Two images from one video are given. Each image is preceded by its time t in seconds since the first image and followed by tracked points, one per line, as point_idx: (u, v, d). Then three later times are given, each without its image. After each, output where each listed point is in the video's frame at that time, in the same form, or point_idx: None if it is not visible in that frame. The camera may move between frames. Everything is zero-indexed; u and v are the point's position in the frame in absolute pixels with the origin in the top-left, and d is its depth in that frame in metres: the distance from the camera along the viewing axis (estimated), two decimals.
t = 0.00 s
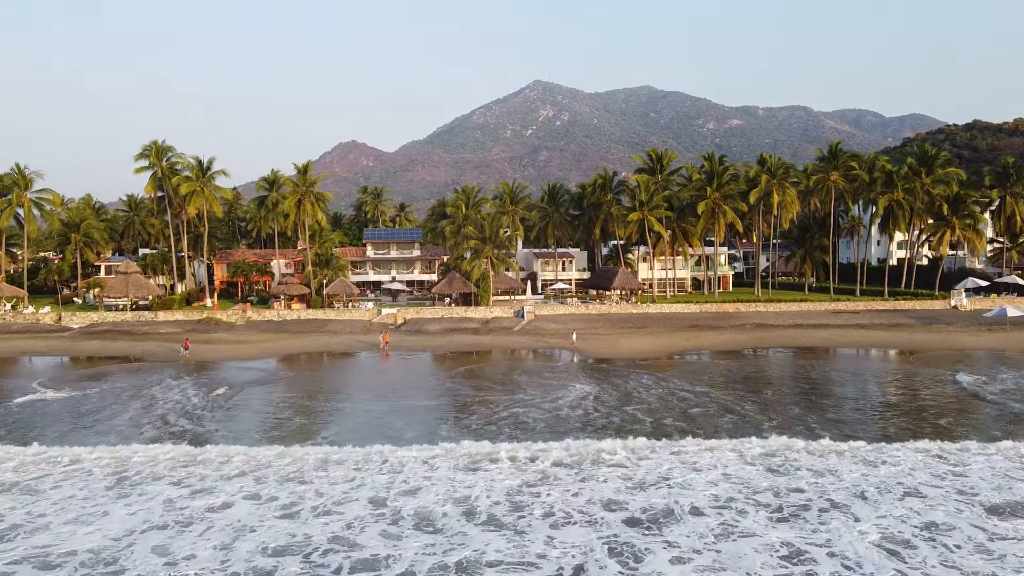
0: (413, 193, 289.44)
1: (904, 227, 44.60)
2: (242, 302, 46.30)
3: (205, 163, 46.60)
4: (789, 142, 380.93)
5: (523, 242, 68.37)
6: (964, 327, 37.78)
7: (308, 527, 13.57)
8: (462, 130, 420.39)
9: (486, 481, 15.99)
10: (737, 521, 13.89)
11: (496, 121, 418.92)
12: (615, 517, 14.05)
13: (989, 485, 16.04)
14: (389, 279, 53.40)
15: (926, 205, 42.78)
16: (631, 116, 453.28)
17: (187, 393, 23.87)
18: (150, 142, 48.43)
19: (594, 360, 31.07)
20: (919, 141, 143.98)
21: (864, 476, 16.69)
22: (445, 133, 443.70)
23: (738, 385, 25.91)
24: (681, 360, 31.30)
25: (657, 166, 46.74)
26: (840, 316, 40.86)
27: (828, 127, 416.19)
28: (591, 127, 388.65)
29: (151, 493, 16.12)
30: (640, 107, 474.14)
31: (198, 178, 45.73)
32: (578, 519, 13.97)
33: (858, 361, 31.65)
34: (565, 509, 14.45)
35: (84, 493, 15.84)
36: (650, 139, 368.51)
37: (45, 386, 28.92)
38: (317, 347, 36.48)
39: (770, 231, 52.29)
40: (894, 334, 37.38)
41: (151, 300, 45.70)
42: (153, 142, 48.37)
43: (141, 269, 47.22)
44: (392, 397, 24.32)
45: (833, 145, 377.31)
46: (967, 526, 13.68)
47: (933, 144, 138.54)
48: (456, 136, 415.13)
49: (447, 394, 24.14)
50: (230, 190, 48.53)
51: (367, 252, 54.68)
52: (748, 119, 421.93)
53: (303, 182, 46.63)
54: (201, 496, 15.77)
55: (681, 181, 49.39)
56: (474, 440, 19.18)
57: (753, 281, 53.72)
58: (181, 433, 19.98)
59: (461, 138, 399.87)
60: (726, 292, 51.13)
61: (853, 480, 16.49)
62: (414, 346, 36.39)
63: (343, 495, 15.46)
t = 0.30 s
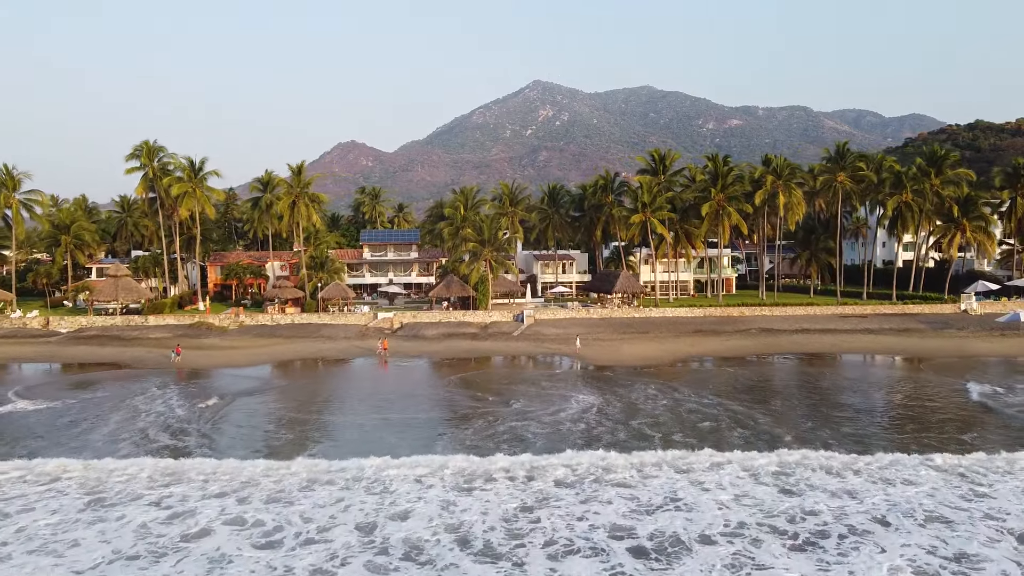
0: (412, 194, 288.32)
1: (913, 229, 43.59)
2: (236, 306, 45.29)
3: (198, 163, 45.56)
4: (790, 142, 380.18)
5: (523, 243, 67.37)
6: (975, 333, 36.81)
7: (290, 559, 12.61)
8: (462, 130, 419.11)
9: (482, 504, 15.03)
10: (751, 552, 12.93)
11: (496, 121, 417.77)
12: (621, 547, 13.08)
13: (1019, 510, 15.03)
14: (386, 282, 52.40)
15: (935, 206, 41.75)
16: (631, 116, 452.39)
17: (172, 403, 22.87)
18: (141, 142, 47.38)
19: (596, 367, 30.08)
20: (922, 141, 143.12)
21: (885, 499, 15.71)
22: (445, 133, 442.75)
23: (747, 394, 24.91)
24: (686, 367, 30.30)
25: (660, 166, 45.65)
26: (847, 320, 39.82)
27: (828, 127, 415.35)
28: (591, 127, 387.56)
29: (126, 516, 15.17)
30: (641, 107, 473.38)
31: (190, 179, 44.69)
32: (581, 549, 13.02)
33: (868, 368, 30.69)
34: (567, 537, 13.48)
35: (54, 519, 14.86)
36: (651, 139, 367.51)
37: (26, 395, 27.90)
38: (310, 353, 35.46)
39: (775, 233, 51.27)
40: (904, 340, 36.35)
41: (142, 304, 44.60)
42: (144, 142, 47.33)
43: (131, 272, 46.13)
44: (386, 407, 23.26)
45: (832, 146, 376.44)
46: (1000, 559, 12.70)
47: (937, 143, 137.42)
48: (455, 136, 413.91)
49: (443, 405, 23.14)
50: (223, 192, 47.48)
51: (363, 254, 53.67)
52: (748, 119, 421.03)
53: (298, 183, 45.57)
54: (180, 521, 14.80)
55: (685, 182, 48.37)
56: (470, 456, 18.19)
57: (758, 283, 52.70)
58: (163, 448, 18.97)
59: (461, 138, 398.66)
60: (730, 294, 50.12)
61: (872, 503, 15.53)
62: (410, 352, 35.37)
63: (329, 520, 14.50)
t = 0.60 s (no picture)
0: (411, 194, 287.24)
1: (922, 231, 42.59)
2: (229, 310, 44.28)
3: (190, 164, 44.56)
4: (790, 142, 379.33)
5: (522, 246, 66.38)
6: (987, 338, 35.81)
7: None
8: (461, 130, 417.83)
9: (478, 531, 14.06)
10: None
11: (495, 121, 416.66)
12: None
13: None
14: (383, 284, 51.44)
15: (945, 208, 40.80)
16: (631, 116, 451.40)
17: (155, 416, 21.84)
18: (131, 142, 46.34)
19: (598, 375, 29.07)
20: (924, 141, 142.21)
21: (907, 524, 14.74)
22: (445, 133, 441.89)
23: (755, 404, 23.92)
24: (691, 375, 29.28)
25: (663, 168, 44.55)
26: (855, 325, 38.82)
27: (828, 127, 414.45)
28: (590, 127, 386.47)
29: (99, 544, 14.18)
30: (640, 107, 472.50)
31: (182, 180, 43.71)
32: None
33: (879, 376, 29.70)
34: (570, 570, 12.51)
35: (20, 548, 13.87)
36: (650, 139, 366.44)
37: (7, 405, 26.87)
38: (303, 359, 34.47)
39: (780, 235, 50.26)
40: (914, 346, 35.35)
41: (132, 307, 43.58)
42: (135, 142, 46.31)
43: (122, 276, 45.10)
44: (379, 419, 22.25)
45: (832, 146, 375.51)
46: None
47: (939, 143, 136.38)
48: (455, 136, 412.70)
49: (439, 417, 22.10)
50: (216, 193, 46.41)
51: (360, 256, 52.69)
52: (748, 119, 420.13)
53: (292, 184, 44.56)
54: (154, 550, 13.81)
55: (688, 183, 47.38)
56: (466, 475, 17.18)
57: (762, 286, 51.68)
58: (142, 466, 17.96)
59: (461, 138, 397.50)
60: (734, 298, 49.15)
61: (894, 528, 14.56)
62: (406, 359, 34.36)
63: (314, 550, 13.53)
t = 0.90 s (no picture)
0: (411, 194, 286.30)
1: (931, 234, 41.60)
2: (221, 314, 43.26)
3: (181, 165, 43.57)
4: (790, 142, 378.43)
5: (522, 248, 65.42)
6: (1000, 345, 34.78)
7: None
8: (461, 130, 416.70)
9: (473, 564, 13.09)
10: None
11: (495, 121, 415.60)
12: None
13: None
14: (380, 288, 50.46)
15: (955, 211, 39.84)
16: (631, 117, 450.41)
17: (136, 430, 20.81)
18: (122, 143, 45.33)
19: (600, 385, 27.99)
20: (926, 142, 141.29)
21: (932, 553, 13.76)
22: (444, 133, 440.99)
23: (765, 416, 22.87)
24: (696, 384, 28.22)
25: (666, 169, 43.93)
26: (864, 330, 37.80)
27: (829, 127, 413.55)
28: (590, 127, 385.41)
29: None
30: (640, 107, 471.42)
31: (173, 182, 42.73)
32: None
33: (889, 385, 28.69)
34: None
35: None
36: (651, 139, 365.38)
37: None
38: (296, 366, 33.45)
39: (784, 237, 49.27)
40: (925, 353, 34.34)
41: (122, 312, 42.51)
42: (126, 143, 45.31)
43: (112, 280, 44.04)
44: (372, 433, 21.22)
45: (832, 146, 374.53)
46: None
47: (942, 143, 135.41)
48: (455, 136, 411.55)
49: (434, 431, 21.03)
50: (208, 195, 45.41)
51: (356, 259, 51.71)
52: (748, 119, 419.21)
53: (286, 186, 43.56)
54: None
55: (691, 185, 46.42)
56: (461, 498, 16.10)
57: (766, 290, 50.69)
58: (119, 487, 16.95)
59: (461, 138, 396.40)
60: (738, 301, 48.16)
61: (919, 558, 13.58)
62: (402, 366, 33.33)
63: None
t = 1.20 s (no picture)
0: (410, 194, 285.18)
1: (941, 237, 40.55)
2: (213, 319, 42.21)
3: (172, 166, 42.51)
4: (790, 142, 377.54)
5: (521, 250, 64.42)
6: (1013, 352, 33.77)
7: None
8: (461, 130, 415.46)
9: None
10: None
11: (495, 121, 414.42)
12: None
13: None
14: (376, 291, 49.47)
15: (966, 213, 38.81)
16: (631, 117, 449.49)
17: (115, 446, 19.82)
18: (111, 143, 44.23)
19: (602, 395, 26.97)
20: (928, 142, 140.39)
21: None
22: (444, 133, 440.08)
23: (776, 429, 21.83)
24: (702, 395, 27.22)
25: (669, 170, 42.75)
26: (872, 336, 36.79)
27: (829, 127, 412.52)
28: (590, 127, 384.26)
29: None
30: (640, 108, 470.52)
31: (163, 183, 41.71)
32: None
33: (902, 395, 27.69)
34: None
35: None
36: (650, 139, 364.27)
37: None
38: (289, 374, 32.44)
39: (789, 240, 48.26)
40: (937, 360, 33.31)
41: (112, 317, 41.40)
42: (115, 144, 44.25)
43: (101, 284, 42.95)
44: (364, 449, 20.16)
45: (832, 146, 373.55)
46: None
47: (945, 143, 134.41)
48: (454, 136, 410.29)
49: (429, 447, 20.00)
50: (200, 197, 44.37)
51: (353, 262, 50.71)
52: (749, 119, 418.19)
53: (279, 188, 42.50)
54: None
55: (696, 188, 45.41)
56: (455, 523, 15.09)
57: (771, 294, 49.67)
58: (92, 510, 15.96)
59: (460, 138, 395.14)
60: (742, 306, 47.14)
61: None
62: (398, 374, 32.33)
63: None
